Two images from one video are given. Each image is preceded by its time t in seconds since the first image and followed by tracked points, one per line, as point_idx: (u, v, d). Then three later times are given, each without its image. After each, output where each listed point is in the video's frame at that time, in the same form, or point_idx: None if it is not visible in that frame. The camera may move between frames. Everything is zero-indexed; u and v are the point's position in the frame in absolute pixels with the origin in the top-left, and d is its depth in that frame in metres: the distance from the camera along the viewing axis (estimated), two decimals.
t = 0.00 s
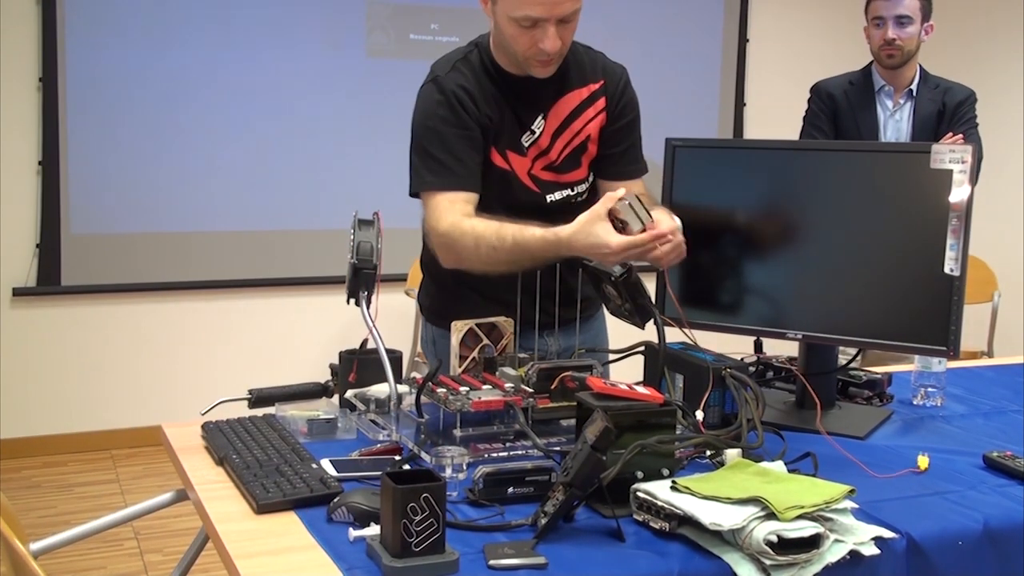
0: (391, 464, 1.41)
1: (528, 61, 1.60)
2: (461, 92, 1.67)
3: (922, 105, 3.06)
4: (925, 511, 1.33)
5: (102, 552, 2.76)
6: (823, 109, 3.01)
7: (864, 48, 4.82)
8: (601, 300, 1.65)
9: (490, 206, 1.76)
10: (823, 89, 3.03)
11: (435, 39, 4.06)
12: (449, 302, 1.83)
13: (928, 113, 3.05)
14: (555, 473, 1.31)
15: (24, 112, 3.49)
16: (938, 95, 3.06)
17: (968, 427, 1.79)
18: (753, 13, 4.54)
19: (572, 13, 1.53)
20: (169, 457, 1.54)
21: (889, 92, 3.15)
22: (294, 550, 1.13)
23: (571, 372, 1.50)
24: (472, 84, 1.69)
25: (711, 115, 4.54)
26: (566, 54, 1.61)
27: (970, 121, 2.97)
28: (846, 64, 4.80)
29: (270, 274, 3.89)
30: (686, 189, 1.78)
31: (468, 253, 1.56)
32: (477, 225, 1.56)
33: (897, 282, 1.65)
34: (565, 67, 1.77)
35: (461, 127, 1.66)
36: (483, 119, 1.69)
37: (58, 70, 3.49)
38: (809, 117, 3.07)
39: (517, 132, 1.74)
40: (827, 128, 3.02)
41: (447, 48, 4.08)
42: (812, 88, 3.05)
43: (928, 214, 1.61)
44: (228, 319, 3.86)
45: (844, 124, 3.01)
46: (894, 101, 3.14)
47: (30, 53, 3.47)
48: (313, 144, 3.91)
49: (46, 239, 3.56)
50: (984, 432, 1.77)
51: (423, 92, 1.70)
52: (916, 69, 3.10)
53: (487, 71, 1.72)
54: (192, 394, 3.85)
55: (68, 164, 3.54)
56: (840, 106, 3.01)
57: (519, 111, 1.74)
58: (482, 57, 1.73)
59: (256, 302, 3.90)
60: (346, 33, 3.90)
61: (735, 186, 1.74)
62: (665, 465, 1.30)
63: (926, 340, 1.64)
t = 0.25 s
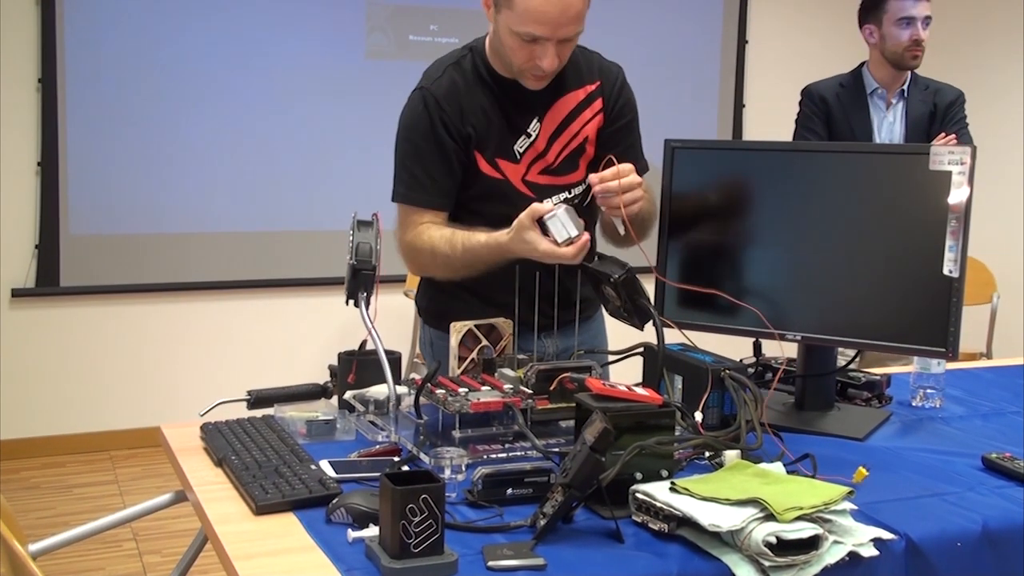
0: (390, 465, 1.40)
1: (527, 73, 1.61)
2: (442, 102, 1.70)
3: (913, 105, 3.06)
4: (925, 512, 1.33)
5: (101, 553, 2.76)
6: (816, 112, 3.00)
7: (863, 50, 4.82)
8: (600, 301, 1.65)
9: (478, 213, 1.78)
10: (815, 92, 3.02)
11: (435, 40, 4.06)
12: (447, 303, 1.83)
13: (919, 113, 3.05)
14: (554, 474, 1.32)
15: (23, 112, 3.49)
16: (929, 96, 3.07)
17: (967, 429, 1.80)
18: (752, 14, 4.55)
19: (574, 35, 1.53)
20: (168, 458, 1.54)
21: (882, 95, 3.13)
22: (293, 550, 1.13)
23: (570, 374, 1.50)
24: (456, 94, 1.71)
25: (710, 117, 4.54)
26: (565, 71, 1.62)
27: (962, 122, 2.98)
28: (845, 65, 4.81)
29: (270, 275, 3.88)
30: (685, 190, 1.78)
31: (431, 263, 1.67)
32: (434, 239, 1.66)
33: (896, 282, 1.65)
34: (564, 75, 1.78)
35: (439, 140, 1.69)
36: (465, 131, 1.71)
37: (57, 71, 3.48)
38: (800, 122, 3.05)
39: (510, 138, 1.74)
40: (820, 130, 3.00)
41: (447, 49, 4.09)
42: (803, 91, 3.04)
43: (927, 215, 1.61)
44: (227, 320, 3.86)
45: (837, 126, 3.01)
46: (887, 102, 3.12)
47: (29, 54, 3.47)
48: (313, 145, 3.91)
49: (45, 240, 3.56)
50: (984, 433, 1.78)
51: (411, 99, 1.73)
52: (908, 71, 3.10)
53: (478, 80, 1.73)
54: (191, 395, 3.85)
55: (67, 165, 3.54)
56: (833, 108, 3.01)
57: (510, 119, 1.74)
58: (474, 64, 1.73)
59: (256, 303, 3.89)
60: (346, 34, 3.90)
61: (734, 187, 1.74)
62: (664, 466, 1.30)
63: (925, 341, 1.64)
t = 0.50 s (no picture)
0: (391, 466, 1.40)
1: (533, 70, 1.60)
2: (443, 105, 1.69)
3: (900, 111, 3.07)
4: (927, 514, 1.33)
5: (103, 553, 2.76)
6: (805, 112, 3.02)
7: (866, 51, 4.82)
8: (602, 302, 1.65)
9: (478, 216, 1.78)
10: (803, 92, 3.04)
11: (438, 41, 4.06)
12: (449, 305, 1.83)
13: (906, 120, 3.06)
14: (557, 475, 1.32)
15: (26, 112, 3.50)
16: (913, 96, 3.08)
17: (969, 431, 1.79)
18: (755, 15, 4.54)
19: (587, 36, 1.54)
20: (170, 458, 1.54)
21: (866, 96, 3.11)
22: (295, 550, 1.13)
23: (573, 374, 1.50)
24: (458, 97, 1.70)
25: (713, 118, 4.54)
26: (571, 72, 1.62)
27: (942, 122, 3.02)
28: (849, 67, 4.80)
29: (272, 275, 3.89)
30: (688, 190, 1.78)
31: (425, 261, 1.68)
32: (427, 230, 1.66)
33: (899, 283, 1.65)
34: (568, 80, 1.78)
35: (439, 143, 1.68)
36: (465, 134, 1.71)
37: (61, 71, 3.49)
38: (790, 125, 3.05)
39: (510, 141, 1.74)
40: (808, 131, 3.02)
41: (449, 49, 4.09)
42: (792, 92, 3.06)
43: (930, 217, 1.61)
44: (229, 320, 3.86)
45: (824, 126, 3.02)
46: (872, 104, 3.10)
47: (32, 53, 3.48)
48: (315, 145, 3.91)
49: (49, 239, 3.57)
50: (986, 435, 1.77)
51: (413, 100, 1.72)
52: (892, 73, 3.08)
53: (481, 83, 1.73)
54: (194, 395, 3.85)
55: (70, 164, 3.55)
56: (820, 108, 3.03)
57: (510, 122, 1.74)
58: (477, 67, 1.73)
59: (258, 302, 3.90)
60: (348, 34, 3.91)
61: (737, 187, 1.74)
62: (666, 467, 1.30)
63: (928, 343, 1.64)
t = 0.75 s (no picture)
0: (397, 471, 1.40)
1: (537, 70, 1.60)
2: (449, 110, 1.69)
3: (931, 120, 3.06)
4: (933, 519, 1.33)
5: (109, 556, 2.77)
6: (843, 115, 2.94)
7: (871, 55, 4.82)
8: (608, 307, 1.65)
9: (485, 221, 1.78)
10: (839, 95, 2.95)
11: (443, 46, 4.07)
12: (455, 311, 1.83)
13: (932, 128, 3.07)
14: (562, 479, 1.32)
15: (33, 117, 3.51)
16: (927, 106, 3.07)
17: (976, 435, 1.79)
18: (760, 20, 4.55)
19: (589, 30, 1.55)
20: (176, 462, 1.54)
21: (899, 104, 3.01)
22: (301, 554, 1.13)
23: (578, 379, 1.50)
24: (464, 102, 1.71)
25: (718, 122, 4.54)
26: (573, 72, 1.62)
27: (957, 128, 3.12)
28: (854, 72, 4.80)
29: (277, 280, 3.90)
30: (694, 195, 1.77)
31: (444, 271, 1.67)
32: (447, 238, 1.66)
33: (905, 287, 1.64)
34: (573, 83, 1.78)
35: (446, 148, 1.69)
36: (471, 139, 1.71)
37: (68, 76, 3.51)
38: (826, 126, 2.99)
39: (516, 144, 1.75)
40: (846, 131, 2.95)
41: (455, 54, 4.09)
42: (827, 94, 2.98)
43: (936, 222, 1.61)
44: (235, 325, 3.87)
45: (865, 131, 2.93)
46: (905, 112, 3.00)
47: (40, 58, 3.49)
48: (320, 149, 3.92)
49: (55, 244, 3.58)
50: (993, 440, 1.77)
51: (418, 106, 1.73)
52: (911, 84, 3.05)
53: (486, 89, 1.73)
54: (199, 399, 3.86)
55: (77, 169, 3.56)
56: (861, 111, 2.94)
57: (516, 126, 1.75)
58: (483, 73, 1.74)
59: (264, 307, 3.90)
60: (354, 39, 3.92)
61: (743, 191, 1.73)
62: (672, 472, 1.29)
63: (934, 347, 1.64)
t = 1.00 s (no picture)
0: (393, 469, 1.40)
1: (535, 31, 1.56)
2: (439, 107, 1.70)
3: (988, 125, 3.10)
4: (928, 514, 1.33)
5: (105, 556, 2.77)
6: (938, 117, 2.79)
7: (865, 51, 4.82)
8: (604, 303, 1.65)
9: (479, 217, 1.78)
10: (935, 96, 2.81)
11: (438, 43, 4.06)
12: (451, 307, 1.83)
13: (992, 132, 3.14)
14: (558, 477, 1.32)
15: (27, 116, 3.50)
16: None
17: (971, 430, 1.79)
18: (755, 16, 4.55)
19: None
20: (171, 461, 1.54)
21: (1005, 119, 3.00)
22: (298, 553, 1.13)
23: (573, 376, 1.49)
24: (454, 98, 1.71)
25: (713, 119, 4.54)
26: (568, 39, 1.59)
27: None
28: (848, 68, 4.81)
29: (273, 278, 3.89)
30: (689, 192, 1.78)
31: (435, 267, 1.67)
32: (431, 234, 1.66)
33: (900, 284, 1.65)
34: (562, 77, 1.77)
35: (436, 144, 1.69)
36: (462, 135, 1.71)
37: (61, 75, 3.49)
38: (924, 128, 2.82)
39: (506, 137, 1.73)
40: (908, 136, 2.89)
41: (449, 52, 4.09)
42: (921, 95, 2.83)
43: (930, 217, 1.61)
44: (230, 323, 3.86)
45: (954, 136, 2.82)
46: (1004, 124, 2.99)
47: (33, 57, 3.48)
48: (315, 147, 3.91)
49: (49, 243, 3.57)
50: (988, 435, 1.77)
51: (409, 104, 1.73)
52: None
53: (477, 85, 1.73)
54: (195, 398, 3.85)
55: (70, 168, 3.55)
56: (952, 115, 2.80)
57: (507, 119, 1.74)
58: (472, 68, 1.74)
59: (259, 305, 3.90)
60: (349, 37, 3.91)
61: (737, 188, 1.73)
62: (667, 469, 1.30)
63: (929, 343, 1.64)
